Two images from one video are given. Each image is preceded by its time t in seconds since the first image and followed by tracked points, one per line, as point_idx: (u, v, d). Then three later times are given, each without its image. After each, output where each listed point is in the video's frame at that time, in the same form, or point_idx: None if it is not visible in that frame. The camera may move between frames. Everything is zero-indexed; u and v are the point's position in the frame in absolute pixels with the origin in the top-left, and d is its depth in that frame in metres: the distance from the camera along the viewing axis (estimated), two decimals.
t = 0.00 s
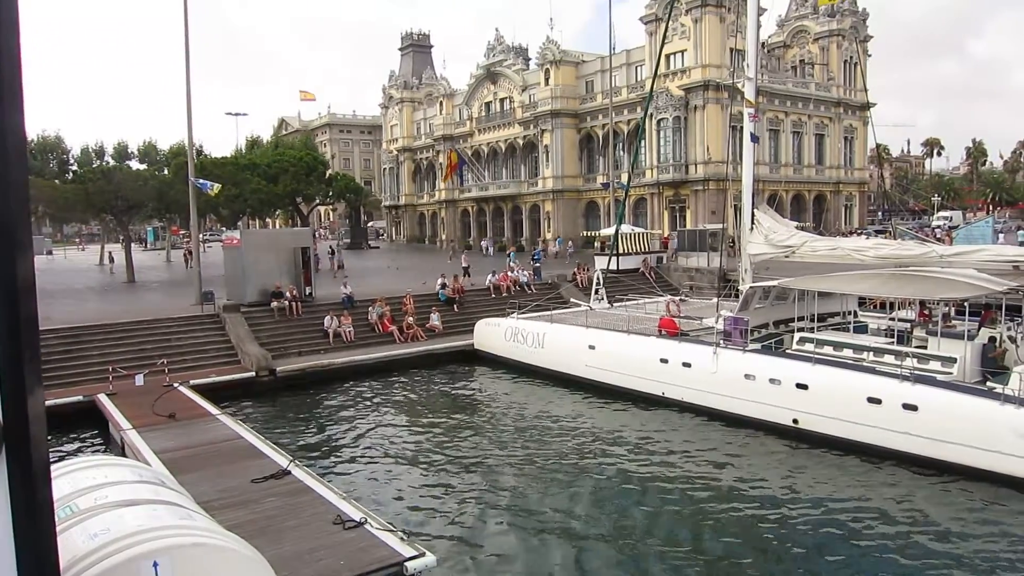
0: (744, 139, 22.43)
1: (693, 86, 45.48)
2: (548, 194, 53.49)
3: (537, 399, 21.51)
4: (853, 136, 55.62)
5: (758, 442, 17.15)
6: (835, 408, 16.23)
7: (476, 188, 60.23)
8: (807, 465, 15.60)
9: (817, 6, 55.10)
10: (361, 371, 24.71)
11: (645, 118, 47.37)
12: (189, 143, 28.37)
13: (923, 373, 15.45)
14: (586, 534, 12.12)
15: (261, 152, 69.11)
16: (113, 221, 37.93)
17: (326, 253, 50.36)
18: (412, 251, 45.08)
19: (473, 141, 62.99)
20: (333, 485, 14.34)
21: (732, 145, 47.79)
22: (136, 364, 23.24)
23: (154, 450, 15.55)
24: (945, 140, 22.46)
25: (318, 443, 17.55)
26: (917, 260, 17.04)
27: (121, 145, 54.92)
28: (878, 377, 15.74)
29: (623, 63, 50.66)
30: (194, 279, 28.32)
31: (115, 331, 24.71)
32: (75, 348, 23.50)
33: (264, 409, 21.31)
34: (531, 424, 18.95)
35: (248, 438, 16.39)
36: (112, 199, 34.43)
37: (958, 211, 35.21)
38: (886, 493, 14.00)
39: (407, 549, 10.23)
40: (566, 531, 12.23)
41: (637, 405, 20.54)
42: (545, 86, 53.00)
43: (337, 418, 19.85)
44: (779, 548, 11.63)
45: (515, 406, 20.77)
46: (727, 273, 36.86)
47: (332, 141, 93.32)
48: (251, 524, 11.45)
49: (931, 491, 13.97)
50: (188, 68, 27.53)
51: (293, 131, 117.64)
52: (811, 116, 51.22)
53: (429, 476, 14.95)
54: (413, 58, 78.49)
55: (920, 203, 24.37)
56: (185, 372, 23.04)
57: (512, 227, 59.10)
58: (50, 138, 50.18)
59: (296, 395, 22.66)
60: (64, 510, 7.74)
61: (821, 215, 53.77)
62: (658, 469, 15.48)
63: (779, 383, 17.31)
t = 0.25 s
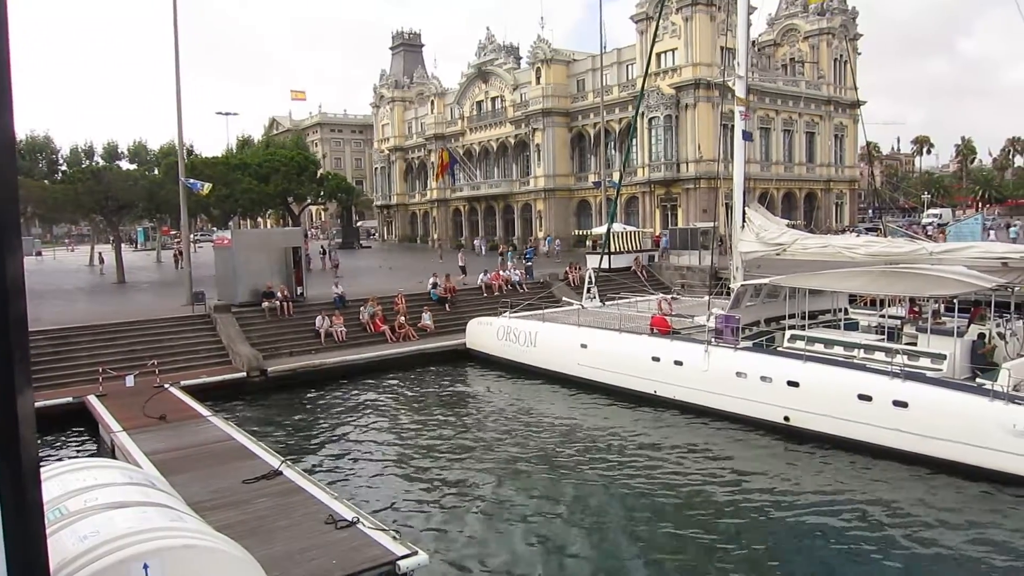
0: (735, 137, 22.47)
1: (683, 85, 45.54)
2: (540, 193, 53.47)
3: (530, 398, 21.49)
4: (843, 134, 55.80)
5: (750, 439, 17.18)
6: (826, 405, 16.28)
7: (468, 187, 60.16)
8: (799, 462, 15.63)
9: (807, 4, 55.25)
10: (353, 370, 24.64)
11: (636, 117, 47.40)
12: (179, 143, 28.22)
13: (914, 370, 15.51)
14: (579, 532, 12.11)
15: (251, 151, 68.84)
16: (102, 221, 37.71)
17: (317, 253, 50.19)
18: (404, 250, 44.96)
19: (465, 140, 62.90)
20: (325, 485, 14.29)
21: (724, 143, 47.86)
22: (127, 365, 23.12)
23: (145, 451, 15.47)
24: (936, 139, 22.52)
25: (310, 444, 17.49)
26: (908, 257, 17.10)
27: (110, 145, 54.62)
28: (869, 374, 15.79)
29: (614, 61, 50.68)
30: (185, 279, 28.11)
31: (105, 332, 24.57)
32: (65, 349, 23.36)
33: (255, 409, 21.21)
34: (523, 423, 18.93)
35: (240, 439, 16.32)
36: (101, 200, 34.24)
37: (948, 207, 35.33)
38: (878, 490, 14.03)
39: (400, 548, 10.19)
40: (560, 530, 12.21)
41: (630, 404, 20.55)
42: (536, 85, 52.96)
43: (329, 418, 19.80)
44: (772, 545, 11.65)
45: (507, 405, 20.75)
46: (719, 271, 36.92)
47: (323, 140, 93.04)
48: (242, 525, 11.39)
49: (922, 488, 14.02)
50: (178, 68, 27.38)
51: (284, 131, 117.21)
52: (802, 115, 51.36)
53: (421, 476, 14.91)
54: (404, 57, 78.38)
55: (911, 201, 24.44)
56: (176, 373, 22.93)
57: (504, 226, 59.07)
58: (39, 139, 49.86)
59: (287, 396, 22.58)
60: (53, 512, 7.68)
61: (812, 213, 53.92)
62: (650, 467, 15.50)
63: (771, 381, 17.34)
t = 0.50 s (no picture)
0: (726, 136, 22.53)
1: (674, 84, 45.64)
2: (531, 192, 53.46)
3: (522, 397, 21.49)
4: (833, 133, 56.06)
5: (742, 437, 17.22)
6: (818, 403, 16.33)
7: (459, 186, 60.13)
8: (790, 460, 15.68)
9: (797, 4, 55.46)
10: (344, 370, 24.58)
11: (627, 116, 47.47)
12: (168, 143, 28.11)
13: (904, 368, 15.58)
14: (571, 531, 12.12)
15: (241, 151, 68.58)
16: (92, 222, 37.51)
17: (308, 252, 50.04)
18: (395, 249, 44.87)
19: (456, 140, 62.85)
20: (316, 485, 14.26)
21: (714, 142, 48.01)
22: (117, 366, 23.00)
23: (136, 453, 15.40)
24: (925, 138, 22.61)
25: (301, 444, 17.45)
26: (897, 256, 17.18)
27: (100, 144, 54.33)
28: (860, 372, 15.84)
29: (605, 61, 50.76)
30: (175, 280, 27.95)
31: (95, 333, 24.45)
32: (55, 350, 23.23)
33: (246, 410, 21.13)
34: (515, 422, 18.92)
35: (231, 439, 16.26)
36: (90, 200, 34.04)
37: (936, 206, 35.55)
38: (868, 487, 14.10)
39: (391, 547, 10.18)
40: (551, 528, 12.21)
41: (621, 402, 20.57)
42: (528, 84, 52.95)
43: (320, 419, 19.74)
44: (763, 542, 11.69)
45: (499, 404, 20.73)
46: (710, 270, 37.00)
47: (314, 139, 92.77)
48: (233, 525, 11.35)
49: (912, 484, 14.09)
50: (167, 67, 27.25)
51: (274, 130, 116.83)
52: (792, 114, 51.56)
53: (412, 476, 14.88)
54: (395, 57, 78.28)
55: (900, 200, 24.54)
56: (167, 373, 22.84)
57: (495, 225, 59.07)
58: (27, 138, 49.54)
59: (279, 396, 22.50)
60: (41, 516, 7.62)
61: (803, 211, 54.10)
62: (642, 465, 15.53)
63: (762, 379, 17.40)
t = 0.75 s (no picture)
0: (717, 135, 22.55)
1: (666, 83, 45.69)
2: (523, 191, 53.44)
3: (514, 396, 21.47)
4: (824, 132, 56.24)
5: (734, 436, 17.24)
6: (809, 401, 16.38)
7: (451, 185, 60.05)
8: (782, 458, 15.71)
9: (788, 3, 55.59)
10: (336, 369, 24.50)
11: (619, 115, 47.48)
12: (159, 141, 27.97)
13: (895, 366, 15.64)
14: (564, 530, 12.11)
15: (231, 150, 68.29)
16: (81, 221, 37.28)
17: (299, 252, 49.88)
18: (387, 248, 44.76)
19: (448, 139, 62.75)
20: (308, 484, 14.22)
21: (706, 141, 48.13)
22: (108, 365, 22.88)
23: (126, 453, 15.32)
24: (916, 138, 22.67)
25: (293, 443, 17.39)
26: (888, 254, 17.23)
27: (89, 143, 54.03)
28: (852, 370, 15.88)
29: (597, 60, 50.76)
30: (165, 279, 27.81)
31: (86, 332, 24.32)
32: (45, 350, 23.09)
33: (237, 409, 21.05)
34: (508, 420, 18.91)
35: (223, 439, 16.20)
36: (80, 198, 33.82)
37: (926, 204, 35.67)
38: (860, 485, 14.14)
39: (382, 545, 10.16)
40: (544, 527, 12.20)
41: (614, 401, 20.57)
42: (520, 83, 52.90)
43: (312, 418, 19.67)
44: (755, 540, 11.71)
45: (492, 403, 20.70)
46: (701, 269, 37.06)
47: (306, 138, 92.50)
48: (225, 525, 11.31)
49: (903, 482, 14.13)
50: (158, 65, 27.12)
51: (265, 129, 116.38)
52: (783, 113, 51.67)
53: (404, 475, 14.85)
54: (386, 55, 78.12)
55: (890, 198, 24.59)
56: (158, 373, 22.72)
57: (488, 224, 59.01)
58: (16, 137, 49.21)
59: (270, 395, 22.42)
60: (31, 517, 7.58)
61: (794, 210, 54.24)
62: (634, 463, 15.54)
63: (754, 377, 17.43)
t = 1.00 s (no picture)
0: (709, 134, 22.56)
1: (657, 82, 45.74)
2: (515, 191, 53.46)
3: (508, 396, 21.46)
4: (815, 131, 56.39)
5: (728, 435, 17.25)
6: (802, 399, 16.41)
7: (443, 185, 60.00)
8: (776, 457, 15.73)
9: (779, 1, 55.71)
10: (329, 370, 24.42)
11: (611, 114, 47.50)
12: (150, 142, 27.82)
13: (888, 363, 15.68)
14: (558, 530, 12.08)
15: (223, 150, 68.07)
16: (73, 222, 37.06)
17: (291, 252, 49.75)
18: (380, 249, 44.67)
19: (440, 138, 62.70)
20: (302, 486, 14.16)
21: (698, 140, 48.21)
22: (99, 367, 22.75)
23: (118, 455, 15.23)
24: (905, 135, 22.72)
25: (285, 445, 17.32)
26: (882, 253, 17.30)
27: (80, 143, 53.83)
28: (844, 368, 15.91)
29: (589, 59, 50.81)
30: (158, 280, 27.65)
31: (77, 334, 24.20)
32: (35, 352, 22.96)
33: (230, 411, 20.96)
34: (501, 421, 18.88)
35: (215, 440, 16.13)
36: (71, 199, 33.66)
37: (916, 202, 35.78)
38: (853, 483, 14.15)
39: (375, 546, 10.13)
40: (538, 527, 12.18)
41: (608, 400, 20.56)
42: (512, 83, 52.88)
43: (305, 419, 19.59)
44: (749, 539, 11.70)
45: (485, 404, 20.64)
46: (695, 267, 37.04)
47: (298, 138, 92.34)
48: (218, 527, 11.27)
49: (897, 480, 14.17)
50: (148, 65, 27.00)
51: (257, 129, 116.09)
52: (774, 112, 51.81)
53: (397, 476, 14.79)
54: (377, 56, 78.09)
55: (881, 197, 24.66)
56: (150, 374, 22.61)
57: (480, 223, 58.98)
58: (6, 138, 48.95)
59: (263, 397, 22.32)
60: (22, 520, 7.54)
61: (786, 208, 54.35)
62: (628, 463, 15.56)
63: (747, 375, 17.45)
